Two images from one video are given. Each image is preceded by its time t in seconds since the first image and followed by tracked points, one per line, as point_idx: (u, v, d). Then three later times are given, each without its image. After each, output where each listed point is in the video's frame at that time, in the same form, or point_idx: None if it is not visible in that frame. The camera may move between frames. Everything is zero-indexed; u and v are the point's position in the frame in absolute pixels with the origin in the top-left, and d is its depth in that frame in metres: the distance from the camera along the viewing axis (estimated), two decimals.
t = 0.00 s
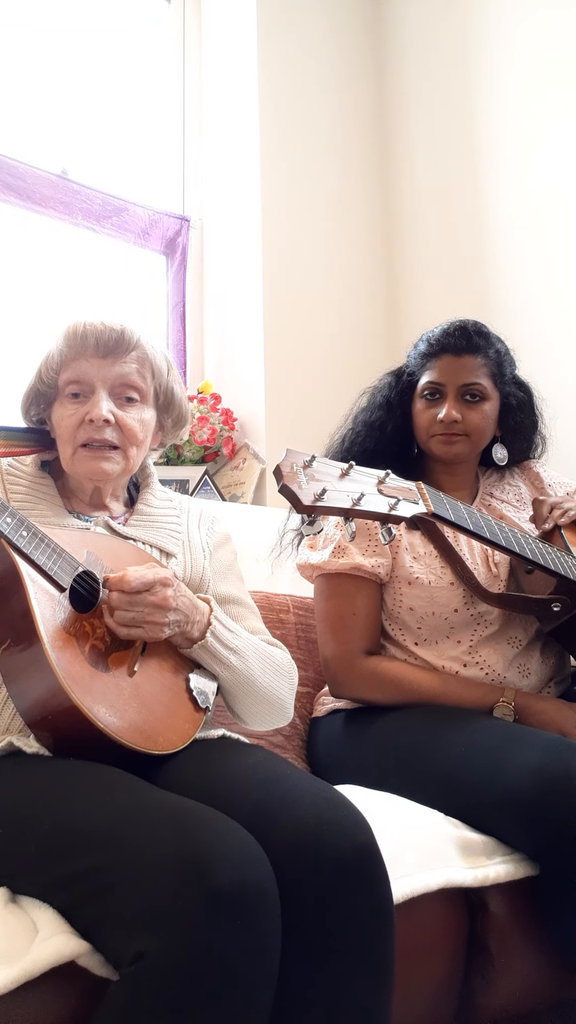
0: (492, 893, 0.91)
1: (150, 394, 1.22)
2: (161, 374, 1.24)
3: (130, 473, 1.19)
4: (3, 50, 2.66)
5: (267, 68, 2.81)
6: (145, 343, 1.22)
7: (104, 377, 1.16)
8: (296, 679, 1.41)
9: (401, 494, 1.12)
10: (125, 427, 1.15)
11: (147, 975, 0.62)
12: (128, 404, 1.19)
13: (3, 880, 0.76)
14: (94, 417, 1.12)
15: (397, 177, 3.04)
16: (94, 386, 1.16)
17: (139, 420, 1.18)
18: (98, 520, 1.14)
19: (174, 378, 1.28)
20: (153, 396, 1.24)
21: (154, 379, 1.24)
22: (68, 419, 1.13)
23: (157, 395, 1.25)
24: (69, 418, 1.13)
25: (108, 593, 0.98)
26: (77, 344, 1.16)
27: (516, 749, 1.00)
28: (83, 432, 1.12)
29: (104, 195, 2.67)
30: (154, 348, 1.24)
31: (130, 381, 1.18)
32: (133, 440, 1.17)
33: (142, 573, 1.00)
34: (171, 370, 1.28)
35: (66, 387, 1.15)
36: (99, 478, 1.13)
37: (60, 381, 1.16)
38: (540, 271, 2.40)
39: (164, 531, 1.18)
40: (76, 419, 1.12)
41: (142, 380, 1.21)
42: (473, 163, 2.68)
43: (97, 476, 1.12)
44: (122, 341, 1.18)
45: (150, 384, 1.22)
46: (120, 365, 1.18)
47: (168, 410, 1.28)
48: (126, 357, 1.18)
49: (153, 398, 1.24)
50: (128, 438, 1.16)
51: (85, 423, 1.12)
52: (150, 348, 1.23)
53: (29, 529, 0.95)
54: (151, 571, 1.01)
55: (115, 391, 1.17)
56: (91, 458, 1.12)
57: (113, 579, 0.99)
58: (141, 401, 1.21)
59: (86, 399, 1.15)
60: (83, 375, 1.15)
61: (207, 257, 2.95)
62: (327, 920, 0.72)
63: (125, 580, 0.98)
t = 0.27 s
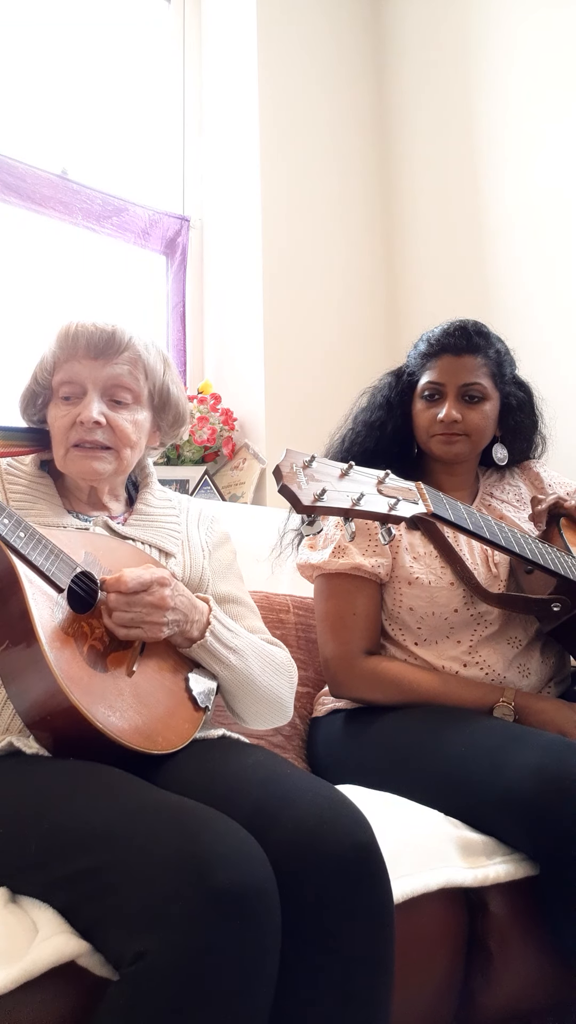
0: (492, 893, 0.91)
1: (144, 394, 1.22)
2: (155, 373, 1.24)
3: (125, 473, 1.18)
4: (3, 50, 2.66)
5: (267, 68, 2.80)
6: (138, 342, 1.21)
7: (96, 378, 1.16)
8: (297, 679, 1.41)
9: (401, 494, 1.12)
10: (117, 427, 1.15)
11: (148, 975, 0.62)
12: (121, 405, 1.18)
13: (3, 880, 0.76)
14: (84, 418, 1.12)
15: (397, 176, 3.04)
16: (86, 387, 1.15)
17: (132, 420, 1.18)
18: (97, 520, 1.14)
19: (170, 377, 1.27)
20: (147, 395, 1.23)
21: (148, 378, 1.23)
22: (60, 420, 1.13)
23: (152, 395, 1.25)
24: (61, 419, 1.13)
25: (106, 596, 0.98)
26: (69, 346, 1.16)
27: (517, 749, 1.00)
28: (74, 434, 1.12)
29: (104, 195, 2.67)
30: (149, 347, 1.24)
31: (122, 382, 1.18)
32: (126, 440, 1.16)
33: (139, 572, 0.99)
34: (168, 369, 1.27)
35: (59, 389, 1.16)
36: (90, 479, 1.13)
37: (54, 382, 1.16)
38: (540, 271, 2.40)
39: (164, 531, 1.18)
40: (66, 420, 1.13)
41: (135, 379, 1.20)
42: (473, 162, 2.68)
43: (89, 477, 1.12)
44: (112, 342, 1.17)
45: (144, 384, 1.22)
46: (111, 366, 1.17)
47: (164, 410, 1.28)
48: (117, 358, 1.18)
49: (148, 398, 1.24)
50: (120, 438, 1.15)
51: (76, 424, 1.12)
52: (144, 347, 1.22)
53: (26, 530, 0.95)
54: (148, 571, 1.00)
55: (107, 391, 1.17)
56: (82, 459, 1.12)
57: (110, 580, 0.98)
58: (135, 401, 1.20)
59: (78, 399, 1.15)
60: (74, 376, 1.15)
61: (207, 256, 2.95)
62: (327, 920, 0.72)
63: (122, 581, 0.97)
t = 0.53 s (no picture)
0: (492, 893, 0.91)
1: (142, 393, 1.22)
2: (152, 373, 1.24)
3: (123, 473, 1.18)
4: (3, 50, 2.66)
5: (267, 68, 2.80)
6: (135, 342, 1.21)
7: (93, 378, 1.16)
8: (297, 679, 1.41)
9: (401, 494, 1.12)
10: (114, 427, 1.15)
11: (147, 974, 0.62)
12: (118, 404, 1.18)
13: (3, 880, 0.76)
14: (81, 419, 1.12)
15: (397, 176, 3.03)
16: (84, 387, 1.16)
17: (129, 419, 1.18)
18: (96, 520, 1.14)
19: (168, 377, 1.27)
20: (145, 395, 1.23)
21: (146, 378, 1.23)
22: (58, 420, 1.13)
23: (150, 395, 1.25)
24: (58, 419, 1.13)
25: (106, 598, 0.97)
26: (66, 346, 1.16)
27: (517, 749, 1.00)
28: (72, 434, 1.12)
29: (104, 195, 2.67)
30: (147, 347, 1.24)
31: (119, 381, 1.18)
32: (124, 440, 1.16)
33: (141, 577, 0.99)
34: (165, 369, 1.27)
35: (56, 389, 1.16)
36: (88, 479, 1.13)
37: (52, 382, 1.17)
38: (540, 271, 2.40)
39: (162, 531, 1.18)
40: (64, 420, 1.13)
41: (133, 379, 1.20)
42: (473, 163, 2.68)
43: (86, 477, 1.13)
44: (109, 342, 1.17)
45: (142, 384, 1.22)
46: (108, 365, 1.17)
47: (162, 409, 1.28)
48: (114, 358, 1.18)
49: (146, 397, 1.24)
50: (118, 438, 1.15)
51: (73, 424, 1.12)
52: (141, 347, 1.22)
53: (25, 531, 0.95)
54: (150, 578, 1.00)
55: (104, 391, 1.17)
56: (81, 459, 1.12)
57: (112, 584, 0.98)
58: (133, 400, 1.20)
59: (76, 399, 1.15)
60: (72, 376, 1.16)
61: (207, 256, 2.95)
62: (327, 920, 0.72)
63: (124, 587, 0.97)
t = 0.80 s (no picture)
0: (493, 892, 0.91)
1: (140, 392, 1.22)
2: (151, 372, 1.24)
3: (121, 472, 1.18)
4: (3, 50, 2.66)
5: (267, 69, 2.80)
6: (134, 341, 1.21)
7: (92, 377, 1.16)
8: (296, 679, 1.40)
9: (401, 494, 1.12)
10: (112, 426, 1.15)
11: (147, 972, 0.62)
12: (117, 403, 1.18)
13: (3, 879, 0.76)
14: (80, 417, 1.12)
15: (397, 176, 3.03)
16: (82, 386, 1.15)
17: (128, 418, 1.18)
18: (95, 520, 1.14)
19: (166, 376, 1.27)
20: (143, 394, 1.23)
21: (144, 377, 1.23)
22: (56, 419, 1.13)
23: (148, 394, 1.25)
24: (57, 418, 1.13)
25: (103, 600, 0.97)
26: (64, 345, 1.17)
27: (517, 749, 1.00)
28: (70, 433, 1.12)
29: (104, 195, 2.67)
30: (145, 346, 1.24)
31: (118, 380, 1.18)
32: (122, 439, 1.16)
33: (136, 578, 0.98)
34: (164, 368, 1.27)
35: (55, 388, 1.16)
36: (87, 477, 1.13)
37: (50, 382, 1.17)
38: (540, 271, 2.40)
39: (162, 531, 1.18)
40: (63, 419, 1.13)
41: (131, 378, 1.20)
42: (473, 163, 2.68)
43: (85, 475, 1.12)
44: (108, 341, 1.18)
45: (140, 383, 1.22)
46: (106, 364, 1.17)
47: (161, 409, 1.28)
48: (112, 357, 1.18)
49: (145, 396, 1.24)
50: (116, 437, 1.15)
51: (72, 423, 1.12)
52: (140, 346, 1.22)
53: (25, 531, 0.94)
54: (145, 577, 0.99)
55: (103, 390, 1.17)
56: (80, 458, 1.12)
57: (107, 585, 0.97)
58: (131, 399, 1.20)
59: (74, 398, 1.15)
60: (70, 375, 1.16)
61: (207, 256, 2.95)
62: (327, 921, 0.72)
63: (119, 588, 0.96)
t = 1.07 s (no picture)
0: (492, 893, 0.91)
1: (143, 392, 1.22)
2: (153, 372, 1.24)
3: (124, 472, 1.18)
4: (3, 50, 2.66)
5: (266, 69, 2.80)
6: (137, 342, 1.22)
7: (96, 376, 1.16)
8: (296, 679, 1.40)
9: (402, 494, 1.12)
10: (117, 425, 1.15)
11: (146, 972, 0.62)
12: (120, 403, 1.18)
13: (3, 879, 0.76)
14: (85, 416, 1.12)
15: (397, 176, 3.04)
16: (86, 386, 1.16)
17: (131, 418, 1.18)
18: (94, 520, 1.14)
19: (168, 376, 1.27)
20: (145, 394, 1.23)
21: (147, 377, 1.23)
22: (61, 419, 1.13)
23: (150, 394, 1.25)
24: (61, 418, 1.13)
25: (106, 599, 0.97)
26: (68, 345, 1.17)
27: (517, 749, 1.00)
28: (75, 432, 1.12)
29: (104, 195, 2.68)
30: (148, 346, 1.24)
31: (121, 380, 1.18)
32: (126, 438, 1.16)
33: (141, 578, 0.99)
34: (165, 369, 1.27)
35: (58, 388, 1.16)
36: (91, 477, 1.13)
37: (53, 381, 1.16)
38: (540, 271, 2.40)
39: (161, 531, 1.17)
40: (67, 419, 1.13)
41: (135, 378, 1.20)
42: (473, 163, 2.68)
43: (90, 474, 1.12)
44: (112, 341, 1.18)
45: (142, 383, 1.22)
46: (110, 364, 1.18)
47: (162, 409, 1.28)
48: (116, 357, 1.18)
49: (147, 396, 1.24)
50: (121, 436, 1.16)
51: (76, 422, 1.12)
52: (142, 346, 1.23)
53: (24, 531, 0.94)
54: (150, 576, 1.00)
55: (107, 390, 1.17)
56: (85, 457, 1.12)
57: (111, 584, 0.97)
58: (134, 399, 1.20)
59: (78, 398, 1.15)
60: (74, 374, 1.16)
61: (207, 256, 2.95)
62: (327, 922, 0.71)
63: (124, 587, 0.97)
